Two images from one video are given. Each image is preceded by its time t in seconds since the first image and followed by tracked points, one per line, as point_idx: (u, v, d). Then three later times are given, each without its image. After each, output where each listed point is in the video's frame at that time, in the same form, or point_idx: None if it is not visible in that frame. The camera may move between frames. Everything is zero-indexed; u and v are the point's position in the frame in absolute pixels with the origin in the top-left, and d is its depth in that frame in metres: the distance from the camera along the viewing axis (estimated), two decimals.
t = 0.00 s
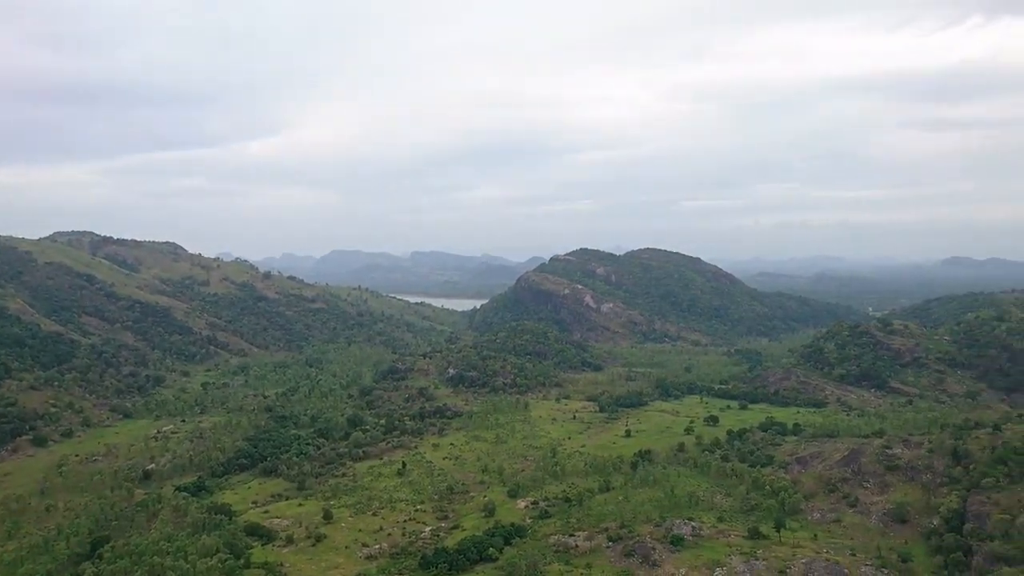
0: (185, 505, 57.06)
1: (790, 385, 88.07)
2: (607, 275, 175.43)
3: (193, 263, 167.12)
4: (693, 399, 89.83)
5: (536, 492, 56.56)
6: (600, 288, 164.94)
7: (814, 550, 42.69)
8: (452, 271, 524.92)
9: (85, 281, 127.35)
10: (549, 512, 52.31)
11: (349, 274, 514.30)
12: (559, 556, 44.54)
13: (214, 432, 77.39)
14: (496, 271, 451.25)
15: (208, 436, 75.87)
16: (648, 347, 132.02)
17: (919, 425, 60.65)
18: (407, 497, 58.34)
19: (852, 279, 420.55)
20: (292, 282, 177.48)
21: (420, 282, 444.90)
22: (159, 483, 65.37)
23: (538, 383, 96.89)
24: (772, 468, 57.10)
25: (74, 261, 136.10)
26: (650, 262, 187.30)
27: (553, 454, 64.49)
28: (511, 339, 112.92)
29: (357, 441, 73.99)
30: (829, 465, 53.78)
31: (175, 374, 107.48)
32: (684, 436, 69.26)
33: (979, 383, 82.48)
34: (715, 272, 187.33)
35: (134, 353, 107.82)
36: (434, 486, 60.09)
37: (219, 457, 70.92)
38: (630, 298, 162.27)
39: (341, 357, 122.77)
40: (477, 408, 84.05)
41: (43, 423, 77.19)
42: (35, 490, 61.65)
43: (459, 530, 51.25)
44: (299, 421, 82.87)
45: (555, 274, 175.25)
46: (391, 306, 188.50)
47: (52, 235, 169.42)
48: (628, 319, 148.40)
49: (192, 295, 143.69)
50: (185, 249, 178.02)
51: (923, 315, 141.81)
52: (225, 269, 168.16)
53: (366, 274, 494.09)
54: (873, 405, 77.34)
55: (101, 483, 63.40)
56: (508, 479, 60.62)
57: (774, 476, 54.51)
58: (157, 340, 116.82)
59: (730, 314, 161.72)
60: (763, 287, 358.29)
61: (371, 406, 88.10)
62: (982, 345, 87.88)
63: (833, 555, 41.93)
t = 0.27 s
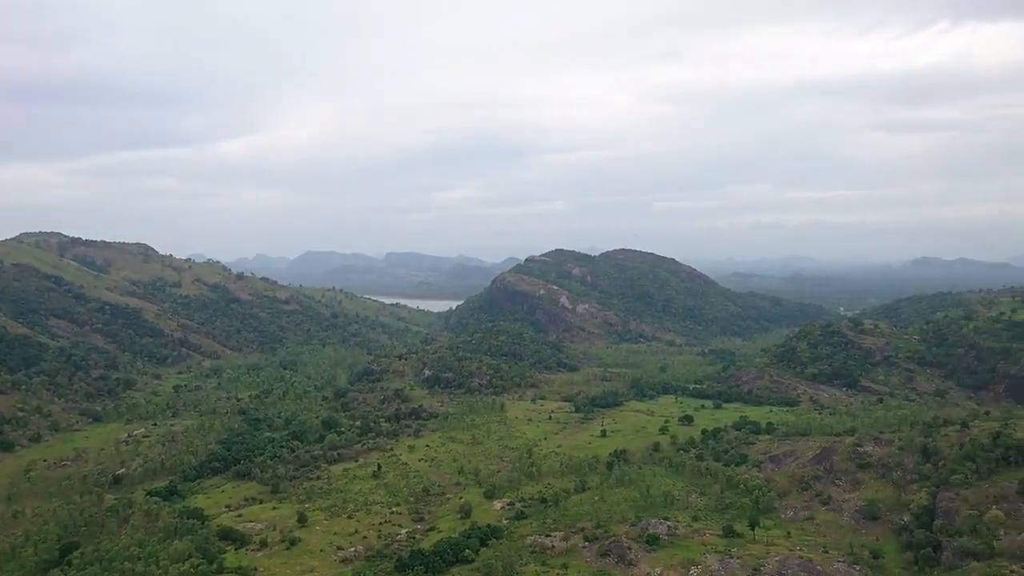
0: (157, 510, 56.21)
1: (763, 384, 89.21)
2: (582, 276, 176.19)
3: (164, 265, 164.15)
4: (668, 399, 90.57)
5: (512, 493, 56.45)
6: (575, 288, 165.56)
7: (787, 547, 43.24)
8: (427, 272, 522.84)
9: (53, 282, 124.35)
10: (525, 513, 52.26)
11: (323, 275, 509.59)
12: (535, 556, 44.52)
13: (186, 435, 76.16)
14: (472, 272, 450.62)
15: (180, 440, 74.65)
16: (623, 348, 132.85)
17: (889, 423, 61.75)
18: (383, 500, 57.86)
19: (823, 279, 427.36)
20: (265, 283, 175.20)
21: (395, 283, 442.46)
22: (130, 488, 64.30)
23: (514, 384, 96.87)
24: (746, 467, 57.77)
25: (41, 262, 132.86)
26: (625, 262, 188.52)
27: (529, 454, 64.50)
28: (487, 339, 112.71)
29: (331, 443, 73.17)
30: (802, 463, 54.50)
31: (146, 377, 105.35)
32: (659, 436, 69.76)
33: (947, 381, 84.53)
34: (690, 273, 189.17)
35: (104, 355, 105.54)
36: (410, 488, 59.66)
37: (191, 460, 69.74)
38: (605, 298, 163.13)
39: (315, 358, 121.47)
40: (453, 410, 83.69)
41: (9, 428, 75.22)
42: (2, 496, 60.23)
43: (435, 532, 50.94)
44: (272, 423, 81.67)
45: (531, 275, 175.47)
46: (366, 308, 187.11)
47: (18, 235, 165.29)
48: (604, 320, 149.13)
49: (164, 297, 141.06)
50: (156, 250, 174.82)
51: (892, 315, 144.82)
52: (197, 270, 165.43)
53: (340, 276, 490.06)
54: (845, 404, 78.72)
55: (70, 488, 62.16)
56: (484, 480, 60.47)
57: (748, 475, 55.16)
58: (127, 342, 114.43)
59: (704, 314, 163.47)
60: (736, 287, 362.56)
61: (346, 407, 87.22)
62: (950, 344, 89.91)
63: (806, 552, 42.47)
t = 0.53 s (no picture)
0: (129, 513, 55.23)
1: (738, 383, 90.17)
2: (559, 276, 176.60)
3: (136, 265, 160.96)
4: (645, 398, 91.13)
5: (488, 494, 56.30)
6: (552, 289, 165.89)
7: (762, 545, 43.70)
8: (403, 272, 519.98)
9: (20, 282, 121.23)
10: (502, 513, 52.18)
11: (297, 275, 504.06)
12: (512, 557, 44.49)
13: (159, 437, 74.84)
14: (448, 273, 449.34)
15: (152, 442, 73.33)
16: (600, 347, 133.43)
17: (862, 421, 62.77)
18: (359, 501, 57.34)
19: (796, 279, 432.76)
20: (238, 283, 172.72)
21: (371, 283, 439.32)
22: (101, 491, 63.12)
23: (491, 384, 96.71)
24: (721, 465, 58.37)
25: (7, 262, 129.45)
26: (601, 262, 189.37)
27: (506, 454, 64.45)
28: (463, 340, 112.36)
29: (307, 445, 72.30)
30: (776, 461, 55.25)
31: (117, 379, 103.11)
32: (635, 435, 70.15)
33: (918, 380, 86.26)
34: (665, 273, 190.63)
35: (73, 357, 103.16)
36: (386, 490, 59.22)
37: (163, 463, 68.50)
38: (581, 298, 163.70)
39: (289, 359, 120.02)
40: (429, 411, 83.23)
41: None
42: None
43: (412, 534, 50.59)
44: (246, 424, 80.42)
45: (508, 275, 175.36)
46: (341, 308, 185.45)
47: None
48: (580, 320, 149.59)
49: (135, 297, 138.29)
50: (127, 250, 171.39)
51: (864, 315, 147.47)
52: (170, 271, 162.50)
53: (315, 276, 485.23)
54: (818, 402, 79.95)
55: (38, 493, 60.84)
56: (460, 481, 60.23)
57: (723, 473, 55.75)
58: (97, 343, 111.90)
59: (680, 314, 164.88)
60: (711, 288, 366.20)
61: (321, 409, 86.27)
62: (921, 343, 91.77)
63: (780, 550, 42.95)
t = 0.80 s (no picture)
0: (102, 516, 54.20)
1: (715, 382, 91.05)
2: (537, 276, 176.90)
3: (108, 264, 157.96)
4: (622, 398, 91.64)
5: (467, 494, 56.20)
6: (530, 288, 166.10)
7: (739, 542, 44.16)
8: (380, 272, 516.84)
9: None
10: (481, 513, 52.09)
11: (273, 275, 498.50)
12: (490, 556, 44.43)
13: (132, 439, 73.52)
14: (426, 272, 447.67)
15: (125, 444, 72.02)
16: (578, 347, 133.88)
17: (836, 419, 63.72)
18: (336, 502, 56.83)
19: (772, 279, 437.27)
20: (213, 282, 170.35)
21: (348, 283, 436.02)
22: (73, 495, 61.89)
23: (469, 384, 96.54)
24: (698, 464, 58.90)
25: None
26: (579, 262, 190.00)
27: (484, 454, 64.34)
28: (442, 340, 111.99)
29: (284, 446, 71.49)
30: (753, 459, 55.90)
31: (90, 379, 101.06)
32: (613, 434, 70.50)
33: (890, 378, 87.83)
34: (643, 272, 191.87)
35: (43, 358, 100.92)
36: (364, 490, 58.80)
37: (137, 465, 67.31)
38: (560, 298, 164.16)
39: (266, 360, 118.62)
40: (407, 411, 82.79)
41: None
42: None
43: (390, 534, 50.26)
44: (222, 425, 79.30)
45: (486, 275, 175.17)
46: (319, 308, 183.78)
47: None
48: (559, 319, 149.99)
49: (108, 297, 135.68)
50: (99, 250, 168.10)
51: (837, 314, 149.88)
52: (143, 270, 159.71)
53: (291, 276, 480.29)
54: (793, 401, 81.04)
55: (8, 497, 59.50)
56: (439, 481, 60.00)
57: (701, 472, 56.28)
58: (69, 343, 109.57)
59: (657, 314, 166.07)
60: (687, 287, 369.26)
61: (298, 409, 85.39)
62: (893, 343, 93.55)
63: (756, 547, 43.39)
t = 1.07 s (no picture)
0: (79, 519, 53.32)
1: (696, 381, 91.68)
2: (519, 275, 176.98)
3: (85, 263, 155.30)
4: (605, 397, 91.96)
5: (449, 493, 56.03)
6: (513, 288, 166.17)
7: (720, 541, 44.51)
8: (362, 272, 513.98)
9: None
10: (463, 513, 51.94)
11: (253, 275, 493.48)
12: (472, 556, 44.33)
13: (109, 440, 72.35)
14: (408, 272, 445.82)
15: (103, 445, 70.86)
16: (560, 346, 134.14)
17: (815, 418, 64.45)
18: (317, 503, 56.36)
19: (753, 279, 440.18)
20: (192, 282, 168.25)
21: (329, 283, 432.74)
22: (49, 497, 60.80)
23: (451, 384, 96.28)
24: (679, 463, 59.25)
25: None
26: (562, 262, 190.35)
27: (467, 454, 64.16)
28: (424, 339, 111.56)
29: (264, 447, 70.74)
30: (733, 458, 56.36)
31: (67, 380, 99.29)
32: (595, 434, 70.73)
33: (869, 377, 89.06)
34: (624, 272, 192.75)
35: (18, 359, 98.98)
36: (346, 491, 58.36)
37: (115, 467, 66.27)
38: (542, 298, 164.35)
39: (246, 360, 117.33)
40: (388, 411, 82.32)
41: None
42: None
43: (372, 535, 49.91)
44: (202, 426, 78.30)
45: (469, 274, 174.82)
46: (299, 308, 182.17)
47: None
48: (541, 319, 150.13)
49: (85, 296, 133.38)
50: (75, 249, 165.16)
51: (817, 313, 151.68)
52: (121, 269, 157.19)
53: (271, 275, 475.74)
54: (774, 400, 81.86)
55: None
56: (421, 481, 59.73)
57: (682, 471, 56.63)
58: (45, 344, 107.58)
59: (639, 313, 166.93)
60: (668, 287, 371.28)
61: (279, 409, 84.59)
62: (871, 342, 94.93)
63: (736, 545, 43.74)
